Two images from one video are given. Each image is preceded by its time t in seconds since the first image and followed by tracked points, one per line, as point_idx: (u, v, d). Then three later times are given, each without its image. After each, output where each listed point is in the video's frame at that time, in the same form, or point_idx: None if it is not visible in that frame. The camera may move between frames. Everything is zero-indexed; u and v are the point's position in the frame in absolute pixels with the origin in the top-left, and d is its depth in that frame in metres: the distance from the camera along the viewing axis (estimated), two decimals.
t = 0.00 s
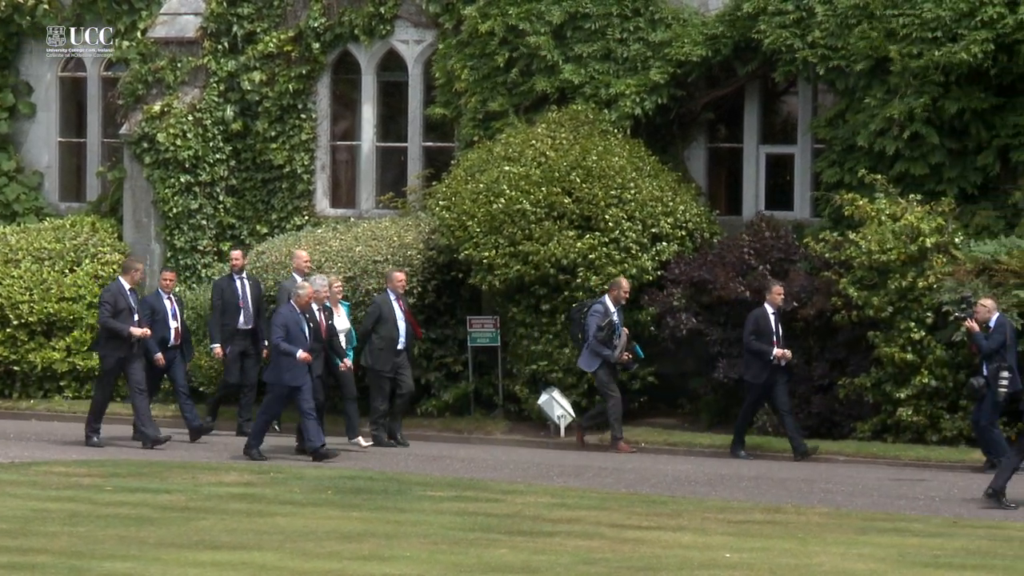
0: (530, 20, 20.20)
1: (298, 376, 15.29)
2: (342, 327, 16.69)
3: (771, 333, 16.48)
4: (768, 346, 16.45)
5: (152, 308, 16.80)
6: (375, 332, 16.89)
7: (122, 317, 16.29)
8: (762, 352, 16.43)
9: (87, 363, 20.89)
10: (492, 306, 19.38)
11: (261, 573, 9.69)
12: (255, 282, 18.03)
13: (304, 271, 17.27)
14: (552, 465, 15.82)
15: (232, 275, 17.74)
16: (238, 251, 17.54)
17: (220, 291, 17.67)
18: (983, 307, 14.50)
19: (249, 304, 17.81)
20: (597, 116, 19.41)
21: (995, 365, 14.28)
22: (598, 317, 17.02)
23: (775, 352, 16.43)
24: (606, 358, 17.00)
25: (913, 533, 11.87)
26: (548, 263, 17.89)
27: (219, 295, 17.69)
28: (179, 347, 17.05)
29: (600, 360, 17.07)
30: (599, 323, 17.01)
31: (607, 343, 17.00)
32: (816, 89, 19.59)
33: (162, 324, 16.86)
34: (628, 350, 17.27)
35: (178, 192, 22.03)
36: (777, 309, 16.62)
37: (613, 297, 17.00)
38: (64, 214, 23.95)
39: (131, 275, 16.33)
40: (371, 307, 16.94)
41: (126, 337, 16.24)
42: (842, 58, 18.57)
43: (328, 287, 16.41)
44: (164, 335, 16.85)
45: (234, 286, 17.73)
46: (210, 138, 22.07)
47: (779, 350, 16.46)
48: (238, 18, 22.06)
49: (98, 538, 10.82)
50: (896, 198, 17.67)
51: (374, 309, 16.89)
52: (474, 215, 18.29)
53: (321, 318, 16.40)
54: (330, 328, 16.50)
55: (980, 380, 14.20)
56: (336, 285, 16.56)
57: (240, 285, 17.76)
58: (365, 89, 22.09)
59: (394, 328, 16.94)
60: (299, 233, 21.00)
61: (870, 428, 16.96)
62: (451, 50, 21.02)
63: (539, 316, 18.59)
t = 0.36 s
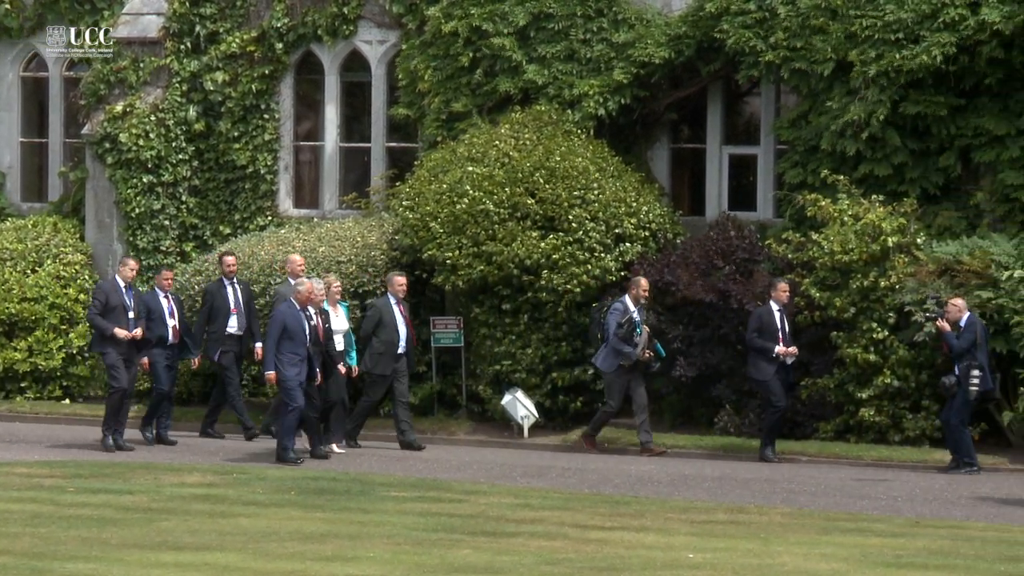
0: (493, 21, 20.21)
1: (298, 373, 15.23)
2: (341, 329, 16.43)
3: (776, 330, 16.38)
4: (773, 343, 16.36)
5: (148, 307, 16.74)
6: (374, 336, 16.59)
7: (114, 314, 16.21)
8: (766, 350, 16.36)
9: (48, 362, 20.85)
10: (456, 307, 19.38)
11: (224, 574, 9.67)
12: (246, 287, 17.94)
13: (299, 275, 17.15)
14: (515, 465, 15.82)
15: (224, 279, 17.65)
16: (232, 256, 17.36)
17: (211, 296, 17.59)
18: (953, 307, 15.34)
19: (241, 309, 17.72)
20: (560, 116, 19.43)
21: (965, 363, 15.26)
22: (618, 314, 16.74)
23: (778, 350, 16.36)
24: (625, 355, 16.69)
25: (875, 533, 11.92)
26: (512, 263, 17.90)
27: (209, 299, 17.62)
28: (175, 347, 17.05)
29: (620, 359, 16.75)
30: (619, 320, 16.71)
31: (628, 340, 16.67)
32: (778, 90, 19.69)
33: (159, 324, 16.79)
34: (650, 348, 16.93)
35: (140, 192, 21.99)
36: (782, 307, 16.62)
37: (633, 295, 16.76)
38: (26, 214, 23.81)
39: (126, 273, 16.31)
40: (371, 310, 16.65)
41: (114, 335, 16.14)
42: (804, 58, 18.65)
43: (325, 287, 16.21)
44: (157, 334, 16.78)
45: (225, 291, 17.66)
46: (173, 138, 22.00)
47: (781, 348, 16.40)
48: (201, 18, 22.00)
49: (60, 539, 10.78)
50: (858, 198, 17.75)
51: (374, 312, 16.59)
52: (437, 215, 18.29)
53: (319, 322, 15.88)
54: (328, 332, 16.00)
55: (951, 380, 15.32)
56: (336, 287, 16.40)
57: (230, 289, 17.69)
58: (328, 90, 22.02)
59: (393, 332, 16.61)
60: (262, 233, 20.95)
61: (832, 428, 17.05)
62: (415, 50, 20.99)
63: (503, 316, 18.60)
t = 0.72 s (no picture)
0: (456, 21, 20.20)
1: (294, 379, 15.15)
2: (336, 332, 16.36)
3: (778, 333, 16.12)
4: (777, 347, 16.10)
5: (141, 314, 16.39)
6: (369, 337, 16.46)
7: (107, 319, 15.98)
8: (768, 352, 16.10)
9: (8, 361, 21.01)
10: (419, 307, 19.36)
11: (185, 574, 9.64)
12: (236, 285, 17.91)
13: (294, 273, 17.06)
14: (477, 465, 15.82)
15: (217, 276, 17.49)
16: (226, 255, 17.36)
17: (206, 295, 17.39)
18: (931, 303, 15.45)
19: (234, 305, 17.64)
20: (523, 116, 19.44)
21: (937, 361, 15.28)
22: (629, 313, 16.69)
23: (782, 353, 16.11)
24: (636, 355, 16.59)
25: (836, 532, 11.97)
26: (474, 263, 17.89)
27: (204, 298, 17.41)
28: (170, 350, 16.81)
29: (631, 357, 16.65)
30: (630, 318, 16.66)
31: (638, 339, 16.61)
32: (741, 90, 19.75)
33: (153, 330, 16.45)
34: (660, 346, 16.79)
35: (102, 191, 21.88)
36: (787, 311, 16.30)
37: (644, 294, 16.65)
38: None
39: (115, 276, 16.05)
40: (367, 310, 16.50)
41: (109, 342, 15.94)
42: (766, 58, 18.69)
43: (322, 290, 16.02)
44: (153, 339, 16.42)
45: (218, 290, 17.49)
46: (135, 137, 21.91)
47: (785, 351, 16.13)
48: (163, 17, 21.93)
49: (21, 539, 10.72)
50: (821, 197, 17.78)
51: (369, 312, 16.44)
52: (400, 215, 18.29)
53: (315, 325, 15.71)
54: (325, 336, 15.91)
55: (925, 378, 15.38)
56: (329, 290, 16.28)
57: (223, 287, 17.54)
58: (291, 89, 21.96)
59: (389, 332, 16.50)
60: (225, 233, 20.87)
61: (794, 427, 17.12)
62: (377, 50, 20.98)
63: (466, 316, 18.59)
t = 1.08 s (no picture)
0: (427, 21, 20.19)
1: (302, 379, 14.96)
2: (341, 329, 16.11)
3: (790, 334, 15.90)
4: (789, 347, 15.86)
5: (142, 310, 16.60)
6: (376, 341, 16.35)
7: (111, 319, 15.76)
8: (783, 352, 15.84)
9: None
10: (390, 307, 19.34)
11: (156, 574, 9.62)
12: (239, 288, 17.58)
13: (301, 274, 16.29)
14: (449, 466, 15.82)
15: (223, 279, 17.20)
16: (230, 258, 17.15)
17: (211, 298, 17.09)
18: (923, 302, 15.33)
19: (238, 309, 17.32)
20: (495, 117, 19.45)
21: (929, 360, 15.23)
22: (649, 312, 16.44)
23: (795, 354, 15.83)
24: (658, 354, 16.37)
25: (808, 532, 12.01)
26: (446, 263, 17.89)
27: (209, 300, 17.13)
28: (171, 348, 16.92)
29: (653, 357, 16.44)
30: (650, 318, 16.39)
31: (659, 339, 16.35)
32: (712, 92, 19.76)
33: (154, 326, 16.67)
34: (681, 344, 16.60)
35: (73, 192, 21.87)
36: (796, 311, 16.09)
37: (662, 292, 16.45)
38: None
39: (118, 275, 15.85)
40: (374, 313, 16.42)
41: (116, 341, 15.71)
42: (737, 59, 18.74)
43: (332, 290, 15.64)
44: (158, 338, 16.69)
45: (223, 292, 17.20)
46: (106, 138, 21.89)
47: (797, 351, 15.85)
48: (134, 18, 21.91)
49: None
50: (792, 197, 17.81)
51: (377, 315, 16.36)
52: (372, 215, 18.28)
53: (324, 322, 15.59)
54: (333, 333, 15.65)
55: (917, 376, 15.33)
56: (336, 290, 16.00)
57: (228, 290, 17.21)
58: (262, 90, 21.92)
59: (397, 335, 16.41)
60: (196, 233, 20.80)
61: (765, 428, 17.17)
62: (349, 50, 20.96)
63: (438, 317, 18.57)
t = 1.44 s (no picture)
0: (397, 21, 20.19)
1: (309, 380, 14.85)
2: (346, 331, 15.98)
3: (800, 334, 15.87)
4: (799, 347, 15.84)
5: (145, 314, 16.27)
6: (375, 341, 16.37)
7: (116, 321, 15.72)
8: (794, 351, 15.83)
9: None
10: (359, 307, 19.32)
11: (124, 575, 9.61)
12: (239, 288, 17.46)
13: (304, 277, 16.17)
14: (419, 466, 15.82)
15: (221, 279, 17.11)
16: (230, 257, 16.98)
17: (208, 296, 16.99)
18: (911, 303, 15.28)
19: (235, 308, 17.29)
20: (464, 117, 19.45)
21: (920, 361, 15.21)
22: (664, 315, 16.28)
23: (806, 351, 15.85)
24: (673, 358, 16.22)
25: (776, 532, 12.06)
26: (416, 264, 17.90)
27: (208, 301, 17.02)
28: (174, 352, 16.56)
29: (669, 360, 16.27)
30: (664, 320, 16.24)
31: (674, 341, 16.19)
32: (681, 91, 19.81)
33: (156, 330, 16.32)
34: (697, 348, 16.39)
35: (41, 192, 21.83)
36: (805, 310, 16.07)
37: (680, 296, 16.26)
38: None
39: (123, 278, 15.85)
40: (374, 314, 16.42)
41: (121, 343, 15.64)
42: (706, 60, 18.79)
43: (334, 290, 15.63)
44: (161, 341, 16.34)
45: (222, 291, 17.12)
46: (74, 138, 21.85)
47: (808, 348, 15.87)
48: (102, 17, 21.86)
49: None
50: (761, 197, 17.88)
51: (377, 316, 16.36)
52: (342, 216, 18.29)
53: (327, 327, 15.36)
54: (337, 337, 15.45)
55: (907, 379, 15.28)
56: (342, 290, 15.93)
57: (228, 290, 17.17)
58: (231, 89, 21.86)
59: (395, 337, 16.41)
60: (165, 234, 20.75)
61: (734, 428, 17.22)
62: (318, 51, 20.94)
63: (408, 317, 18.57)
